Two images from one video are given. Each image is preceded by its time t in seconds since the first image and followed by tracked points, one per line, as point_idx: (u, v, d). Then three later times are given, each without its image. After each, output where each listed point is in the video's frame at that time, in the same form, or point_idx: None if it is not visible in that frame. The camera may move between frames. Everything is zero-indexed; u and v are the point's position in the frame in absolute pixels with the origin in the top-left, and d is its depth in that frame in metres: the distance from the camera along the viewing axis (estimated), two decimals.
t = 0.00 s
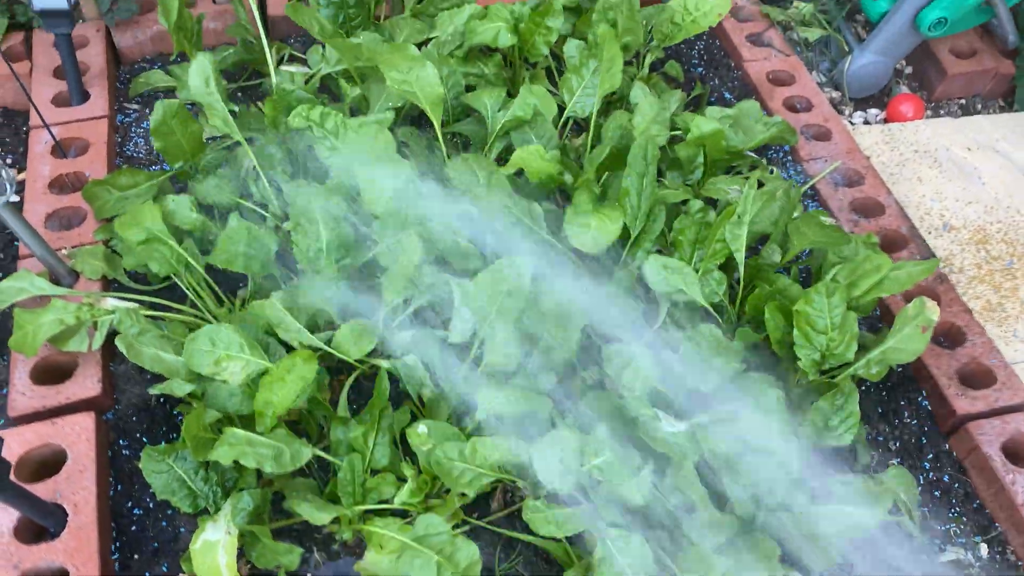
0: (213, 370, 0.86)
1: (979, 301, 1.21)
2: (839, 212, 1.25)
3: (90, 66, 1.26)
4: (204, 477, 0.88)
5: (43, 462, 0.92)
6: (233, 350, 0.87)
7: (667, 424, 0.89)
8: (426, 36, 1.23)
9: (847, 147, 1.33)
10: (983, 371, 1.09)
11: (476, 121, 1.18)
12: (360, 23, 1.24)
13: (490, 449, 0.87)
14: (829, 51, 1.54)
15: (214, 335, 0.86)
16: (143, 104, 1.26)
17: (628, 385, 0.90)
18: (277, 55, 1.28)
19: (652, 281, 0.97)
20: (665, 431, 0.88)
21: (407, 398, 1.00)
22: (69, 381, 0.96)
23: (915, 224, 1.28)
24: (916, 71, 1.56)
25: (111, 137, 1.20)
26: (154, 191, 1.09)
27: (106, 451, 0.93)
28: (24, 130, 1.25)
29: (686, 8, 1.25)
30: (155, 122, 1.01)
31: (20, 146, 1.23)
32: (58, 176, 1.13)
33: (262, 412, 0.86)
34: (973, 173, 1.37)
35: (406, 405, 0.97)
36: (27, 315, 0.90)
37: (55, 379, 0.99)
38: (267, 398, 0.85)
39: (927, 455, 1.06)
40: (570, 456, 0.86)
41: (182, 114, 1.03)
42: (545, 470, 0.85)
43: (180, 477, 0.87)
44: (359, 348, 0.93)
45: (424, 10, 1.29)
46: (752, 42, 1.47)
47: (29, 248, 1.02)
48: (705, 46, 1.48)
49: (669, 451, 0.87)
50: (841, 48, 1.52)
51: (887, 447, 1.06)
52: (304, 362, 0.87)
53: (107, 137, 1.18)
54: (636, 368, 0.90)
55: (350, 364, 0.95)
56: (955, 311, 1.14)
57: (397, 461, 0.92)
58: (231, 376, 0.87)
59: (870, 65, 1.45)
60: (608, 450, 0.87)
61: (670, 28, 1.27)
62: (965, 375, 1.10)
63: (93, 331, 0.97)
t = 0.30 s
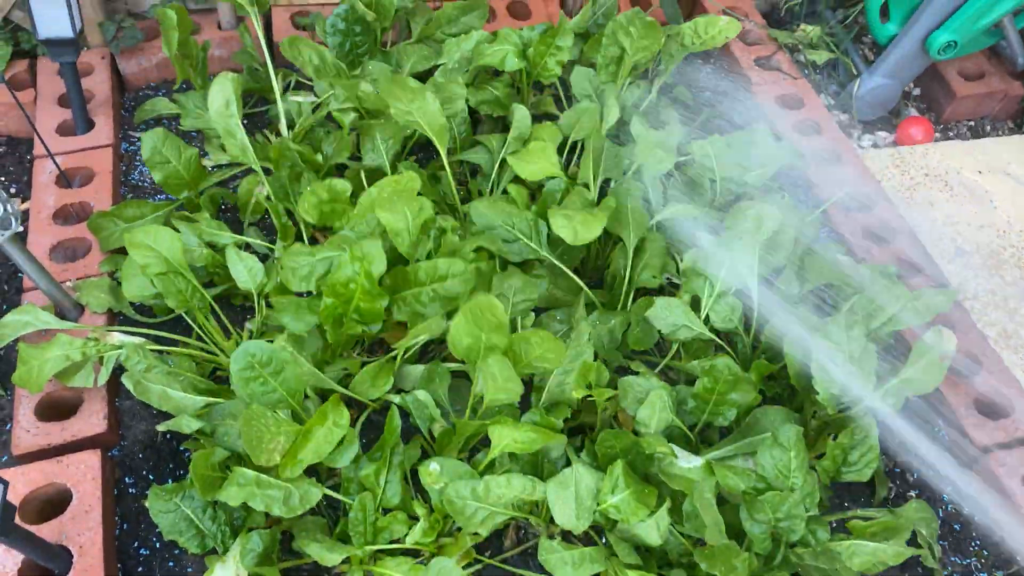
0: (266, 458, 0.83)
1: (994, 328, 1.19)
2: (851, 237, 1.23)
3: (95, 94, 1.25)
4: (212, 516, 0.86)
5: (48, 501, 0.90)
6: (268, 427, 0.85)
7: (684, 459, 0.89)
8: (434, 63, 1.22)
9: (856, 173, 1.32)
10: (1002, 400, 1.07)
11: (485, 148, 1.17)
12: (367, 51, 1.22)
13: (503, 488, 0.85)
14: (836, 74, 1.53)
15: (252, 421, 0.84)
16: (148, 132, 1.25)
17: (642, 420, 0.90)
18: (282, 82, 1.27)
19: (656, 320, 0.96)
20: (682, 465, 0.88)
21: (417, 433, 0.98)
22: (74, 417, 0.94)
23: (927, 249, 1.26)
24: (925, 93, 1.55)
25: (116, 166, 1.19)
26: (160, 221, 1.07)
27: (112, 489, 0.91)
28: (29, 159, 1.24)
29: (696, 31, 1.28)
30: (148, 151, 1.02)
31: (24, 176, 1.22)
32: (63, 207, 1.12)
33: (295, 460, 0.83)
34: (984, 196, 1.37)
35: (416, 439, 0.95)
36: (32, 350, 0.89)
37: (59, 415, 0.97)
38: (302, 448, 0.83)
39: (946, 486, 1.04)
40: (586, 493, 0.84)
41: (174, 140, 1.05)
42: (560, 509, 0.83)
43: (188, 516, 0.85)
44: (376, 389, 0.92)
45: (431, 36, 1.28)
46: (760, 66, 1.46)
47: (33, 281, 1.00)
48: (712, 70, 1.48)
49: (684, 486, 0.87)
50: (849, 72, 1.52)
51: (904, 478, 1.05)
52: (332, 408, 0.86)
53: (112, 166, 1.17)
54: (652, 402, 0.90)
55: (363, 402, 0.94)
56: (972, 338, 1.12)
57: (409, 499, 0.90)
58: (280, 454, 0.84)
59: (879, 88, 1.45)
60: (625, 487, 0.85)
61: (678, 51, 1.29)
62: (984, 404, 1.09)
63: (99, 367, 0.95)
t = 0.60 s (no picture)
0: (232, 510, 0.80)
1: (1006, 373, 1.16)
2: (857, 277, 1.21)
3: (89, 123, 1.24)
4: (193, 569, 0.83)
5: (27, 549, 0.88)
6: (239, 479, 0.82)
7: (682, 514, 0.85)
8: (432, 97, 1.20)
9: (866, 209, 1.29)
10: (1013, 451, 1.04)
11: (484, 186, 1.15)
12: (364, 84, 1.21)
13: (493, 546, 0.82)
14: (845, 105, 1.50)
15: (221, 472, 0.81)
16: (143, 161, 1.24)
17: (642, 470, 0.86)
18: (279, 112, 1.25)
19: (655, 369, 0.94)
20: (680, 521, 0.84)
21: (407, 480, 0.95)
22: (57, 461, 0.92)
23: (936, 289, 1.24)
24: (935, 125, 1.52)
25: (108, 198, 1.17)
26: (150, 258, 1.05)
27: (93, 537, 0.89)
28: (21, 188, 1.22)
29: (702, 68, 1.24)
30: (160, 205, 0.99)
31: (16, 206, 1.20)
32: (54, 240, 1.10)
33: (279, 513, 0.81)
34: (997, 234, 1.34)
35: (406, 488, 0.92)
36: (12, 395, 0.86)
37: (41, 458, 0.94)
38: (280, 501, 0.80)
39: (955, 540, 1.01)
40: (579, 551, 0.81)
41: (187, 197, 1.02)
42: (552, 567, 0.80)
43: (169, 569, 0.82)
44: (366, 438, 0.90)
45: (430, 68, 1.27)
46: (767, 97, 1.43)
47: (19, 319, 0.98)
48: (718, 100, 1.44)
49: (679, 542, 0.83)
50: (858, 103, 1.49)
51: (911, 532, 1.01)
52: (314, 457, 0.84)
53: (104, 198, 1.15)
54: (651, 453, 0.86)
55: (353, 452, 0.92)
56: (981, 385, 1.09)
57: (397, 552, 0.87)
58: (247, 506, 0.81)
59: (890, 120, 1.42)
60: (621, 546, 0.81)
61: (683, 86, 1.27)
62: (994, 454, 1.05)
63: (83, 410, 0.92)
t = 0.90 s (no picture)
0: (213, 550, 0.79)
1: (1012, 418, 1.13)
2: (862, 314, 1.17)
3: (88, 140, 1.23)
4: None
5: None
6: (221, 517, 0.80)
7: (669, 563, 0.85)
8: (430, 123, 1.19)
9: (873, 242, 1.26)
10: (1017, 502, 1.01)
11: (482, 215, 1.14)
12: (362, 105, 1.20)
13: None
14: (855, 135, 1.47)
15: (201, 511, 0.79)
16: (140, 180, 1.23)
17: (630, 516, 0.84)
18: (279, 134, 1.24)
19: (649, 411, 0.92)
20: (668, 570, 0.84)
21: (393, 517, 0.93)
22: (39, 488, 0.91)
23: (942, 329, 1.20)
24: (948, 155, 1.49)
25: (105, 218, 1.16)
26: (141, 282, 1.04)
27: (72, 568, 0.88)
28: (18, 204, 1.21)
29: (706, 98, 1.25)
30: (148, 230, 1.00)
31: (13, 223, 1.20)
32: (48, 260, 1.10)
33: (258, 552, 0.79)
34: (1007, 271, 1.31)
35: (390, 526, 0.91)
36: None
37: (26, 484, 0.93)
38: (261, 543, 0.79)
39: None
40: None
41: (175, 223, 1.02)
42: None
43: None
44: (350, 474, 0.88)
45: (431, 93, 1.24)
46: (775, 125, 1.41)
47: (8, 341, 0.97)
48: (725, 128, 1.43)
49: None
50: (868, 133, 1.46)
51: None
52: (295, 493, 0.82)
53: (99, 218, 1.15)
54: (639, 498, 0.84)
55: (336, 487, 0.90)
56: (985, 431, 1.06)
57: None
58: (229, 545, 0.79)
59: (899, 152, 1.39)
60: None
61: (688, 116, 1.24)
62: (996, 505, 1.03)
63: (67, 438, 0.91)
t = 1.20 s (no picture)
0: (188, 570, 0.76)
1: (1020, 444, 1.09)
2: (866, 331, 1.15)
3: (81, 139, 1.21)
4: None
5: None
6: (195, 538, 0.77)
7: None
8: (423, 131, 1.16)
9: (881, 258, 1.23)
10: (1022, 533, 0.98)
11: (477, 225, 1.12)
12: (358, 111, 1.16)
13: None
14: (866, 147, 1.43)
15: (176, 531, 0.77)
16: (133, 180, 1.22)
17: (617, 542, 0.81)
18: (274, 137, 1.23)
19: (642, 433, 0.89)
20: None
21: (375, 535, 0.91)
22: (15, 498, 0.89)
23: (950, 349, 1.17)
24: (962, 168, 1.45)
25: (94, 219, 1.15)
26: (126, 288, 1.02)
27: None
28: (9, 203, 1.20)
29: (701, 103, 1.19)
30: (132, 235, 0.96)
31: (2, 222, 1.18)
32: (34, 262, 1.08)
33: (234, 571, 0.76)
34: (1021, 290, 1.27)
35: (373, 544, 0.88)
36: None
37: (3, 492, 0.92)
38: (235, 562, 0.75)
39: None
40: None
41: (161, 227, 0.99)
42: None
43: None
44: (333, 490, 0.85)
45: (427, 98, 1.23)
46: (783, 134, 1.38)
47: None
48: (732, 136, 1.39)
49: None
50: (880, 144, 1.43)
51: None
52: (275, 512, 0.80)
53: (89, 220, 1.13)
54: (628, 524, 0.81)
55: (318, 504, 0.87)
56: (991, 457, 1.02)
57: None
58: (205, 566, 0.77)
59: (911, 164, 1.36)
60: None
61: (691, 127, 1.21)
62: (1001, 535, 0.99)
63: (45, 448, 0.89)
